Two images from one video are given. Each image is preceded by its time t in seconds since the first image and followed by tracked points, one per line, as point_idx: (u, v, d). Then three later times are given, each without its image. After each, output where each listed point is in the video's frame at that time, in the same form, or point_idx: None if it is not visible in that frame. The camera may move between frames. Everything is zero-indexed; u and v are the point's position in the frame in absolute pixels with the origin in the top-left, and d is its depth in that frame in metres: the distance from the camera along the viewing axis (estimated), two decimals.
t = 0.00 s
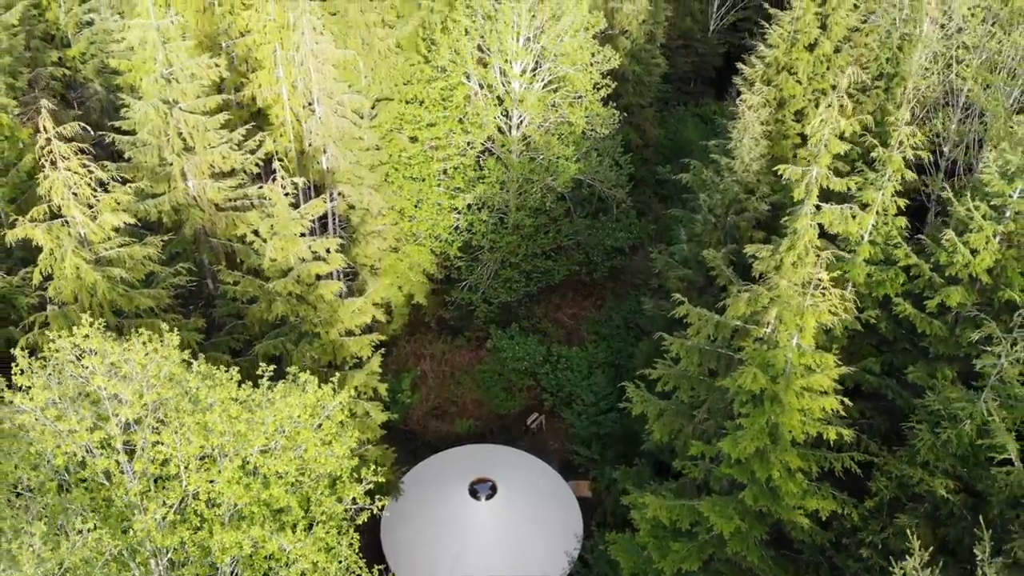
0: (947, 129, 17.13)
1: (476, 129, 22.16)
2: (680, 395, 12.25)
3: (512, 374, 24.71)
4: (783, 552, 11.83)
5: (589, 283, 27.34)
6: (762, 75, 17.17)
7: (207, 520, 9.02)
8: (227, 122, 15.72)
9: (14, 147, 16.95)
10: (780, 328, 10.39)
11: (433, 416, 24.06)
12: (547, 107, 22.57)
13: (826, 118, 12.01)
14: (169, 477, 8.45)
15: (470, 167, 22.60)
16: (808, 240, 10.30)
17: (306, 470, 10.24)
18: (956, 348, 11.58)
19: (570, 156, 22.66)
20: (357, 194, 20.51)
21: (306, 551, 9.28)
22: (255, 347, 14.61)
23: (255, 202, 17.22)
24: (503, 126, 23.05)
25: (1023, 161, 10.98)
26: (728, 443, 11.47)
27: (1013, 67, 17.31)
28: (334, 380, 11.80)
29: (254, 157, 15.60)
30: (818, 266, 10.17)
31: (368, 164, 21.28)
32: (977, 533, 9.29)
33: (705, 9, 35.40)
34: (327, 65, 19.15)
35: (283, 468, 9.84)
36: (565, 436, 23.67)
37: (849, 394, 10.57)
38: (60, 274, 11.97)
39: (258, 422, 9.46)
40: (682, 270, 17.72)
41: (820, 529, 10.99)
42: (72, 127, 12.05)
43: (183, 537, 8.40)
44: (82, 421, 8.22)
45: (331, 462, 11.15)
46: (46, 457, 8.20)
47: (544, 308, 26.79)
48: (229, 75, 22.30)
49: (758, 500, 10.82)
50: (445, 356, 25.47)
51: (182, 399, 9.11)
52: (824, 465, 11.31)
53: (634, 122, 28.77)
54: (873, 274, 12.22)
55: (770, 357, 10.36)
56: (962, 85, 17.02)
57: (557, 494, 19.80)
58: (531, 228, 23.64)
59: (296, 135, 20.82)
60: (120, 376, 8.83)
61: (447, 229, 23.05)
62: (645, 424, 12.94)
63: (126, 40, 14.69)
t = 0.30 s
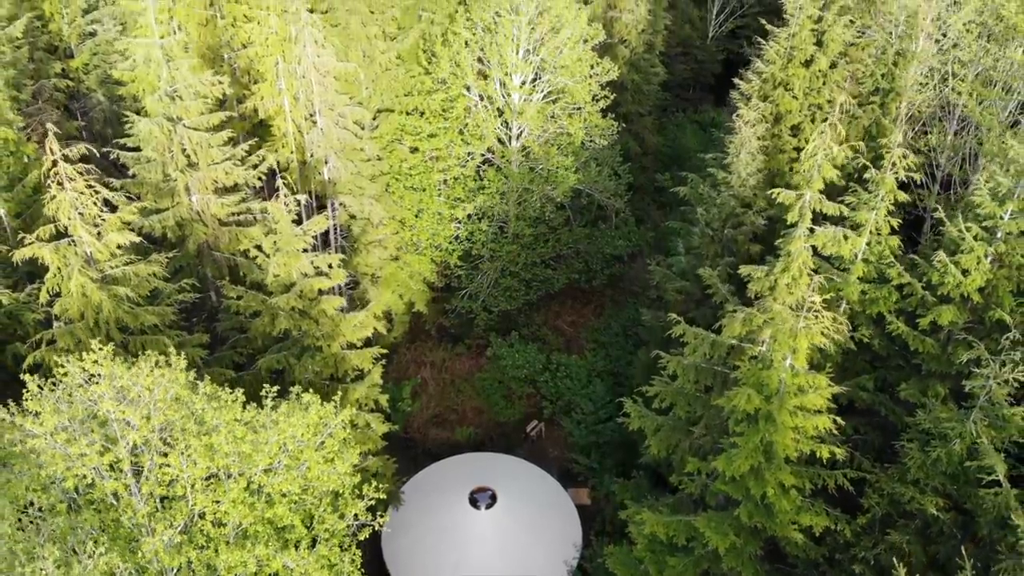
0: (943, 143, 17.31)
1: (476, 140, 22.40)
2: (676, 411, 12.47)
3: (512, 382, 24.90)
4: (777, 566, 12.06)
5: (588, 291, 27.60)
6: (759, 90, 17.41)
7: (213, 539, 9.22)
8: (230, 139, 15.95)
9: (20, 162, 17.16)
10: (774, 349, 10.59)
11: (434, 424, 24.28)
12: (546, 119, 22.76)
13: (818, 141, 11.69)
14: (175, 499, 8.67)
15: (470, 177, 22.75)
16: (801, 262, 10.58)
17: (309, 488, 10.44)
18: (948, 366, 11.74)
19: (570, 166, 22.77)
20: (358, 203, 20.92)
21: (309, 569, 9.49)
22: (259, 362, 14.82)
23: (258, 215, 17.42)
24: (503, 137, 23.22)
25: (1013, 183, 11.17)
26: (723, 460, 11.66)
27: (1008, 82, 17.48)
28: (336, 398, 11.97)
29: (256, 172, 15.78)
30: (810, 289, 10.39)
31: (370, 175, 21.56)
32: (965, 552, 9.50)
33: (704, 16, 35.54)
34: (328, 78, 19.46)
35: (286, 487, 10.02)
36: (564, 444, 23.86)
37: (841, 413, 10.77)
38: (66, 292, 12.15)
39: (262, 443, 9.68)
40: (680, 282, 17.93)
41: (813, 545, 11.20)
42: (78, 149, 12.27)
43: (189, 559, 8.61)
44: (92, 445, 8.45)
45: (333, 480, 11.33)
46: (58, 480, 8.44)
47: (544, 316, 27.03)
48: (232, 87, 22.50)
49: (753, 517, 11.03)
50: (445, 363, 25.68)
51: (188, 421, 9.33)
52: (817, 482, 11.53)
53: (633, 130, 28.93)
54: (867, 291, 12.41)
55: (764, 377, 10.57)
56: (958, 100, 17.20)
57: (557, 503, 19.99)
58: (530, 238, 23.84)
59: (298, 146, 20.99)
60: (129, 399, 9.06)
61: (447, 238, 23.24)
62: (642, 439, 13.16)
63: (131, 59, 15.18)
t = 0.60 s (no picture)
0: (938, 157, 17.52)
1: (476, 152, 22.59)
2: (674, 427, 12.66)
3: (512, 390, 25.09)
4: None
5: (588, 299, 27.80)
6: (756, 105, 17.57)
7: (219, 557, 9.39)
8: (234, 155, 16.15)
9: (25, 176, 17.34)
10: (769, 369, 10.78)
11: (435, 432, 24.48)
12: (546, 130, 22.95)
13: (811, 163, 11.30)
14: (182, 520, 8.86)
15: (470, 187, 22.93)
16: (796, 283, 10.76)
17: (313, 505, 10.63)
18: (941, 383, 11.93)
19: (569, 177, 22.92)
20: (359, 214, 21.19)
21: None
22: (262, 375, 15.01)
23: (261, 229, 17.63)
24: (503, 147, 23.43)
25: (1004, 205, 11.35)
26: (719, 476, 11.85)
27: (1002, 97, 17.70)
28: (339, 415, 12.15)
29: (260, 187, 15.95)
30: (805, 310, 10.57)
31: (371, 185, 21.80)
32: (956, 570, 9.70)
33: (703, 23, 35.74)
34: (330, 90, 19.67)
35: (290, 505, 10.20)
36: (564, 452, 24.05)
37: (835, 431, 10.95)
38: (73, 311, 12.32)
39: (267, 463, 9.86)
40: (678, 295, 18.14)
41: (808, 561, 11.39)
42: (85, 170, 12.46)
43: None
44: (101, 468, 8.65)
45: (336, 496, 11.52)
46: (68, 502, 8.64)
47: (544, 324, 27.24)
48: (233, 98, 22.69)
49: (749, 533, 11.23)
50: (446, 371, 25.89)
51: (195, 442, 9.52)
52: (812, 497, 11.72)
53: (633, 139, 29.12)
54: (861, 308, 12.60)
55: (760, 396, 10.76)
56: (952, 114, 17.44)
57: (556, 511, 20.21)
58: (530, 247, 24.01)
59: (300, 156, 21.14)
60: (137, 422, 9.25)
61: (447, 248, 23.41)
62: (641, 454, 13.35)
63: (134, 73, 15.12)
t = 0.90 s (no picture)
0: (934, 170, 17.74)
1: (477, 162, 22.77)
2: (672, 442, 12.85)
3: (512, 398, 25.29)
4: None
5: (588, 306, 28.00)
6: (753, 119, 17.76)
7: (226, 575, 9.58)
8: (237, 169, 16.37)
9: (30, 190, 17.51)
10: (765, 388, 10.98)
11: (436, 440, 24.68)
12: (545, 141, 23.14)
13: (807, 188, 11.64)
14: (190, 541, 9.06)
15: (471, 197, 23.11)
16: (791, 303, 10.97)
17: (317, 522, 10.83)
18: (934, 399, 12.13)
19: (569, 187, 23.08)
20: (361, 225, 21.37)
21: None
22: (266, 389, 15.20)
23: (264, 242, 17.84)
24: (503, 158, 23.57)
25: (996, 226, 11.55)
26: (716, 491, 12.06)
27: (997, 111, 17.91)
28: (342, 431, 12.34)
29: (263, 201, 16.14)
30: (800, 331, 10.76)
31: (372, 195, 22.07)
32: None
33: (702, 29, 35.87)
34: (332, 102, 19.86)
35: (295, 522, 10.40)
36: (564, 459, 24.27)
37: (830, 448, 11.14)
38: (81, 328, 12.52)
39: (272, 481, 10.07)
40: (677, 306, 18.36)
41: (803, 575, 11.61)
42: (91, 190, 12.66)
43: None
44: (112, 490, 8.86)
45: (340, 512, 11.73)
46: (79, 524, 8.86)
47: (544, 331, 27.45)
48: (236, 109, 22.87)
49: (745, 548, 11.45)
50: (447, 379, 26.09)
51: (202, 463, 9.73)
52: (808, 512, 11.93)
53: (632, 147, 29.32)
54: (856, 325, 12.79)
55: (756, 414, 10.95)
56: (948, 129, 17.65)
57: (556, 519, 20.43)
58: (530, 256, 24.19)
59: (302, 167, 21.31)
60: (146, 443, 9.46)
61: (448, 257, 23.58)
62: (639, 468, 13.56)
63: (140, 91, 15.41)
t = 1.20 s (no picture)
0: (930, 183, 17.94)
1: (477, 173, 22.97)
2: (671, 457, 13.03)
3: (512, 405, 25.48)
4: None
5: (588, 313, 28.22)
6: (751, 134, 17.96)
7: None
8: (242, 185, 16.58)
9: (36, 205, 17.69)
10: (762, 406, 11.17)
11: (437, 448, 24.86)
12: (546, 151, 23.33)
13: (801, 212, 11.76)
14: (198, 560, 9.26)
15: (472, 207, 23.30)
16: (787, 323, 11.18)
17: (322, 539, 11.00)
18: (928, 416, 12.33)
19: (569, 197, 23.26)
20: (363, 235, 21.62)
21: None
22: (270, 402, 15.38)
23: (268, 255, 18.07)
24: (503, 168, 23.74)
25: (989, 246, 11.72)
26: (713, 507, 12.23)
27: (992, 125, 18.10)
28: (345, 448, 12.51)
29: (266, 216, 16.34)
30: (796, 350, 10.95)
31: (374, 205, 22.22)
32: None
33: (701, 37, 36.03)
34: (334, 114, 20.03)
35: (300, 538, 10.60)
36: (564, 467, 24.44)
37: (825, 465, 11.33)
38: (89, 345, 12.71)
39: (279, 500, 10.26)
40: (676, 318, 18.59)
41: None
42: (99, 209, 12.84)
43: None
44: (122, 511, 9.06)
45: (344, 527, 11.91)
46: (90, 544, 9.05)
47: (544, 338, 27.66)
48: (239, 120, 23.05)
49: (743, 563, 11.64)
50: (448, 387, 26.31)
51: (210, 482, 9.93)
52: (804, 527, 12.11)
53: (632, 155, 29.49)
54: (852, 342, 12.98)
55: (753, 432, 11.15)
56: (944, 143, 17.86)
57: (557, 528, 20.59)
58: (530, 266, 24.38)
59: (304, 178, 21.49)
60: (155, 464, 9.66)
61: (450, 267, 23.74)
62: (638, 483, 13.74)
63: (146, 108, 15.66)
